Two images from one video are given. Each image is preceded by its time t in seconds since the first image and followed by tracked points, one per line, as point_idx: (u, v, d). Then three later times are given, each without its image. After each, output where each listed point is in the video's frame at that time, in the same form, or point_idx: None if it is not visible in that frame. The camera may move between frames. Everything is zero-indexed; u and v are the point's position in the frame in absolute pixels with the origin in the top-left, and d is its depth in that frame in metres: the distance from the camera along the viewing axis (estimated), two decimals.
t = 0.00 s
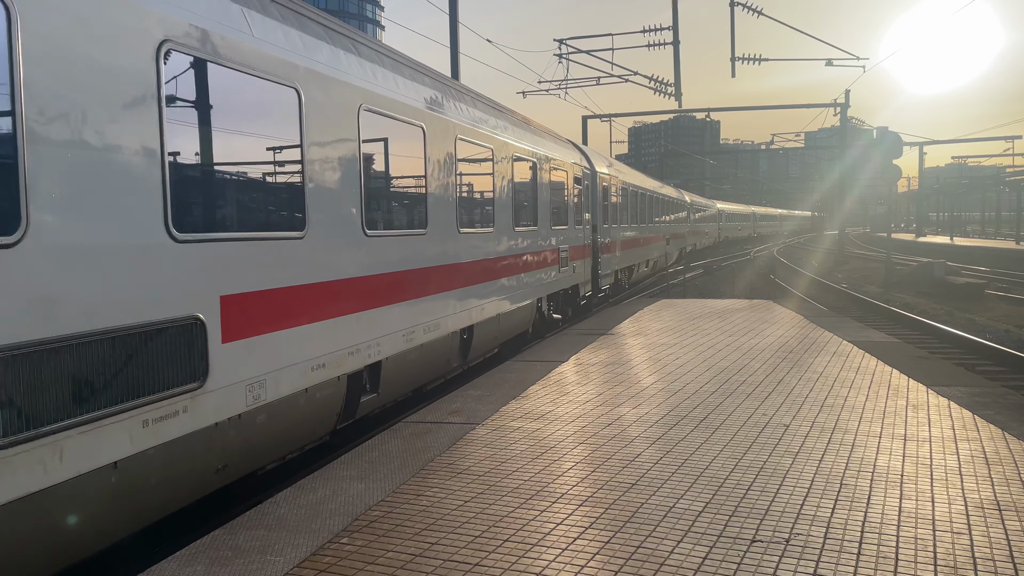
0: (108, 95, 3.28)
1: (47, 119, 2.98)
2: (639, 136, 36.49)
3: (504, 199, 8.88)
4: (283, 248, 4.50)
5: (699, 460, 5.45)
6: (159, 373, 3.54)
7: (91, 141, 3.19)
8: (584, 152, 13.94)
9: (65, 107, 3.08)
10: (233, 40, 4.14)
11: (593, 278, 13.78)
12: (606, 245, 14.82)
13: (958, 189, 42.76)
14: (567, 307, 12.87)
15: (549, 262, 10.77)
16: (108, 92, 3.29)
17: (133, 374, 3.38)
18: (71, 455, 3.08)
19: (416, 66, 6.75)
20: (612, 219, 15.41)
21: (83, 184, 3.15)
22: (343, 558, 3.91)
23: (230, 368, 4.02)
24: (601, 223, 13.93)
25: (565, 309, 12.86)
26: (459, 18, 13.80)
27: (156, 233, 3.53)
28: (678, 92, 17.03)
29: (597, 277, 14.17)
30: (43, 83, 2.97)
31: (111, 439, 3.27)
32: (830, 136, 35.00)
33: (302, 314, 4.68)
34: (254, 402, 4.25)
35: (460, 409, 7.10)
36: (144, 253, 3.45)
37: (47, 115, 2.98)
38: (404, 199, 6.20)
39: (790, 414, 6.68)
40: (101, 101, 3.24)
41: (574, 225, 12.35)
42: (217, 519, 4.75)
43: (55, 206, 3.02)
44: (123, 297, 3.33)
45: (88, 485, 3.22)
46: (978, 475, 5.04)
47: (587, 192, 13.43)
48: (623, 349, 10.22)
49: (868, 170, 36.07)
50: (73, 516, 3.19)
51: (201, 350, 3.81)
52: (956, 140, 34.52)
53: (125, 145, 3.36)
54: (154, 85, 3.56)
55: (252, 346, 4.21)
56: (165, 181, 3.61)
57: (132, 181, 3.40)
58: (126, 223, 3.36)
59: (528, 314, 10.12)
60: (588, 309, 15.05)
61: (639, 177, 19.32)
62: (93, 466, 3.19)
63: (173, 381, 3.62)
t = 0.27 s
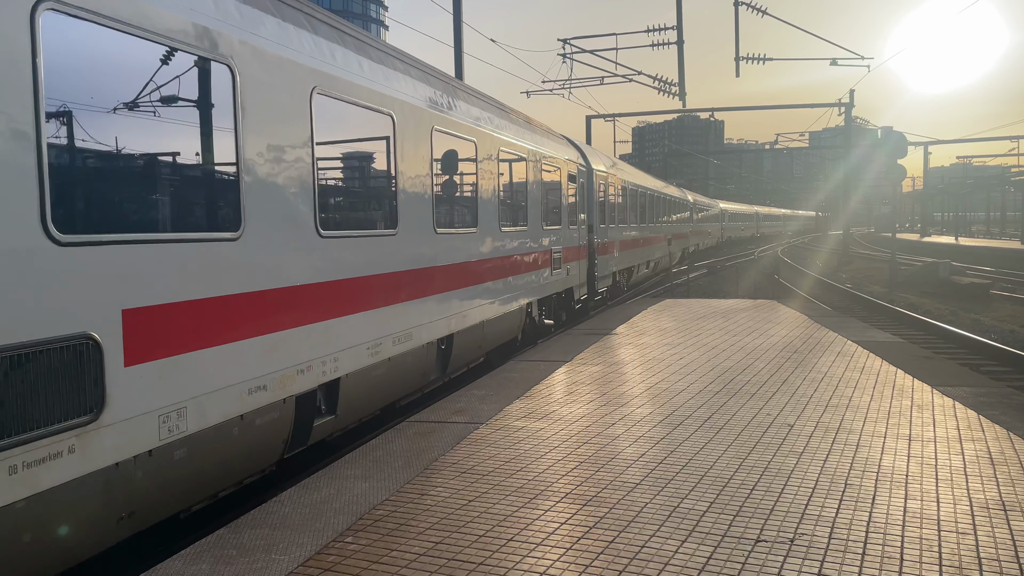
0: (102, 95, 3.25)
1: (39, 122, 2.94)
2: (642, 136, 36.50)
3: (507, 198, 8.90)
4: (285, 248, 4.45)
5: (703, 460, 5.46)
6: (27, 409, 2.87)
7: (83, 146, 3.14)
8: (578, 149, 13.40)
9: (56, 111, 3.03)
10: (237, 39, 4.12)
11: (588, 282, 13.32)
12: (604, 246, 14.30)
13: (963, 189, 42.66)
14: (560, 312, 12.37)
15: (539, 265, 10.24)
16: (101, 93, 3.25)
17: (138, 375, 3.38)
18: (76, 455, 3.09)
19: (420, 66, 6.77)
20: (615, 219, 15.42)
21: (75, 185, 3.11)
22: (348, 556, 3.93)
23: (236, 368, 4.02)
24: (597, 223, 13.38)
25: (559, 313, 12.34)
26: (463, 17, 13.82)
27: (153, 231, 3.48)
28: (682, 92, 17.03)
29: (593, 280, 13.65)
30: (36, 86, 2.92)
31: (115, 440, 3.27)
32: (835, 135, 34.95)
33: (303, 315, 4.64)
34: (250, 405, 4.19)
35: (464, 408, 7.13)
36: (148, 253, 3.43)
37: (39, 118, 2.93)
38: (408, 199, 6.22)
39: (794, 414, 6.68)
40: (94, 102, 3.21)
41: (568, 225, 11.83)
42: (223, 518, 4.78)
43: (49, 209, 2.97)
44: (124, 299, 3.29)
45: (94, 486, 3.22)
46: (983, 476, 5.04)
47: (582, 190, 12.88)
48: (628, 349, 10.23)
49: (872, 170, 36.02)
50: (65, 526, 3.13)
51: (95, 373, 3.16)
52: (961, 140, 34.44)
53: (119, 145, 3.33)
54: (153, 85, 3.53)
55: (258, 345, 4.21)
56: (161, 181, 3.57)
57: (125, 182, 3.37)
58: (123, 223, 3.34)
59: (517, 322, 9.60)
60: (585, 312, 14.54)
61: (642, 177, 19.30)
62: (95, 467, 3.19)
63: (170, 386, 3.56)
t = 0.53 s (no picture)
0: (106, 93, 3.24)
1: (39, 123, 2.96)
2: (647, 135, 36.40)
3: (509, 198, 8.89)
4: (285, 247, 4.40)
5: (708, 459, 5.44)
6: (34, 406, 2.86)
7: (83, 146, 3.16)
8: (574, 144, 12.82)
9: (55, 111, 3.04)
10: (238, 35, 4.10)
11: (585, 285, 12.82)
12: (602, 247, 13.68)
13: (968, 189, 42.48)
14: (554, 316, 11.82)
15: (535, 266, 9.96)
16: (104, 91, 3.23)
17: (145, 373, 3.37)
18: (80, 454, 3.08)
19: (422, 64, 6.75)
20: (619, 219, 15.36)
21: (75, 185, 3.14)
22: (352, 555, 3.93)
23: (242, 367, 4.02)
24: (593, 223, 12.79)
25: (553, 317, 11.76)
26: (467, 16, 13.79)
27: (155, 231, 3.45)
28: (687, 92, 16.99)
29: (590, 282, 13.05)
30: (33, 85, 2.93)
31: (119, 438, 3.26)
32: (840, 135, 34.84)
33: (304, 315, 4.58)
34: (250, 407, 4.12)
35: (468, 408, 7.11)
36: (152, 250, 3.43)
37: (38, 118, 2.95)
38: (413, 198, 6.21)
39: (799, 414, 6.65)
40: (98, 101, 3.21)
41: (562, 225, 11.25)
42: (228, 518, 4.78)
43: (47, 207, 2.99)
44: (130, 295, 3.28)
45: (96, 483, 3.21)
46: (988, 476, 5.02)
47: (577, 188, 12.29)
48: (632, 349, 10.19)
49: (878, 170, 35.88)
50: (55, 533, 3.09)
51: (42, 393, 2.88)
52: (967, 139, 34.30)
53: (120, 145, 3.30)
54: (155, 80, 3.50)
55: (263, 344, 4.19)
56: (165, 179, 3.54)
57: (129, 180, 3.34)
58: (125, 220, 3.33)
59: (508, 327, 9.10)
60: (582, 316, 13.96)
61: (646, 177, 19.24)
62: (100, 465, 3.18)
63: (167, 386, 3.51)
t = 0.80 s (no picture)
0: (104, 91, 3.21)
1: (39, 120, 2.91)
2: (651, 135, 36.38)
3: (511, 197, 8.90)
4: (285, 245, 4.39)
5: (711, 459, 5.44)
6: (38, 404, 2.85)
7: (83, 144, 3.10)
8: (567, 140, 12.32)
9: (56, 108, 2.99)
10: (240, 34, 4.09)
11: (578, 286, 12.39)
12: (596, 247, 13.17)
13: (973, 189, 42.34)
14: (545, 319, 11.37)
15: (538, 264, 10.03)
16: (104, 91, 3.22)
17: (150, 372, 3.38)
18: (85, 453, 3.08)
19: (426, 63, 6.77)
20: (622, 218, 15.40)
21: (81, 183, 3.08)
22: (356, 553, 3.94)
23: (245, 366, 4.03)
24: (587, 222, 12.32)
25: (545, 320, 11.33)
26: (471, 16, 13.80)
27: (155, 229, 3.45)
28: (691, 91, 17.00)
29: (584, 283, 12.58)
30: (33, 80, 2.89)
31: (123, 436, 3.27)
32: (844, 135, 34.77)
33: (304, 314, 4.58)
34: (250, 406, 4.10)
35: (472, 406, 7.12)
36: (155, 250, 3.44)
37: (39, 114, 2.91)
38: (416, 197, 6.23)
39: (802, 414, 6.65)
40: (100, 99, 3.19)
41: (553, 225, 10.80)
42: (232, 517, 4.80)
43: (49, 206, 2.94)
44: (133, 294, 3.29)
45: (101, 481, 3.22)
46: (993, 476, 5.01)
47: (570, 185, 11.82)
48: (636, 348, 10.18)
49: (883, 169, 35.77)
50: (45, 537, 3.07)
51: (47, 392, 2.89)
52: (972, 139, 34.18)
53: (121, 143, 3.29)
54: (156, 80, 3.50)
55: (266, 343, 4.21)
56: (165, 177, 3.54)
57: (131, 179, 3.33)
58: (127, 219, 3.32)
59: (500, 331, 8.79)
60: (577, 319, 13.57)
61: (650, 176, 19.22)
62: (105, 464, 3.19)
63: (168, 385, 3.49)
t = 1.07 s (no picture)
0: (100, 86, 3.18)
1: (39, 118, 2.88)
2: (653, 134, 36.36)
3: (512, 197, 8.90)
4: (284, 244, 4.36)
5: (713, 459, 5.43)
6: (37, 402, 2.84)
7: (81, 141, 3.09)
8: (558, 134, 11.83)
9: (55, 105, 2.97)
10: (238, 31, 4.05)
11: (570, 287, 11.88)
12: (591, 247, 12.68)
13: (976, 189, 42.25)
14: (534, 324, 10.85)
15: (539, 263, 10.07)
16: (101, 86, 3.20)
17: (152, 369, 3.36)
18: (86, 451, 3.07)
19: (427, 62, 6.76)
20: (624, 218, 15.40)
21: (76, 182, 3.06)
22: (357, 552, 3.93)
23: (246, 364, 4.03)
24: (580, 220, 11.85)
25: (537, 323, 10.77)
26: (474, 15, 13.80)
27: (153, 226, 3.43)
28: (693, 90, 17.00)
29: (578, 285, 12.09)
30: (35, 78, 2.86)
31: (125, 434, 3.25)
32: (847, 134, 34.72)
33: (305, 313, 4.57)
34: (248, 406, 4.07)
35: (474, 406, 7.11)
36: (157, 247, 3.43)
37: (40, 111, 2.88)
38: (416, 196, 6.23)
39: (804, 414, 6.65)
40: (97, 97, 3.18)
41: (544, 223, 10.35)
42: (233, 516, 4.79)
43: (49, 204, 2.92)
44: (136, 291, 3.27)
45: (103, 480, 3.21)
46: (996, 476, 4.99)
47: (561, 182, 11.36)
48: (639, 347, 10.18)
49: (885, 169, 35.71)
50: (30, 537, 2.98)
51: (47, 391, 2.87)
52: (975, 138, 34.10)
53: (118, 139, 3.28)
54: (155, 77, 3.48)
55: (267, 342, 4.20)
56: (161, 174, 3.51)
57: (126, 175, 3.32)
58: (125, 216, 3.30)
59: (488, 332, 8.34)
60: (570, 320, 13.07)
61: (652, 175, 19.20)
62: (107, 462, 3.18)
63: (168, 385, 3.47)
